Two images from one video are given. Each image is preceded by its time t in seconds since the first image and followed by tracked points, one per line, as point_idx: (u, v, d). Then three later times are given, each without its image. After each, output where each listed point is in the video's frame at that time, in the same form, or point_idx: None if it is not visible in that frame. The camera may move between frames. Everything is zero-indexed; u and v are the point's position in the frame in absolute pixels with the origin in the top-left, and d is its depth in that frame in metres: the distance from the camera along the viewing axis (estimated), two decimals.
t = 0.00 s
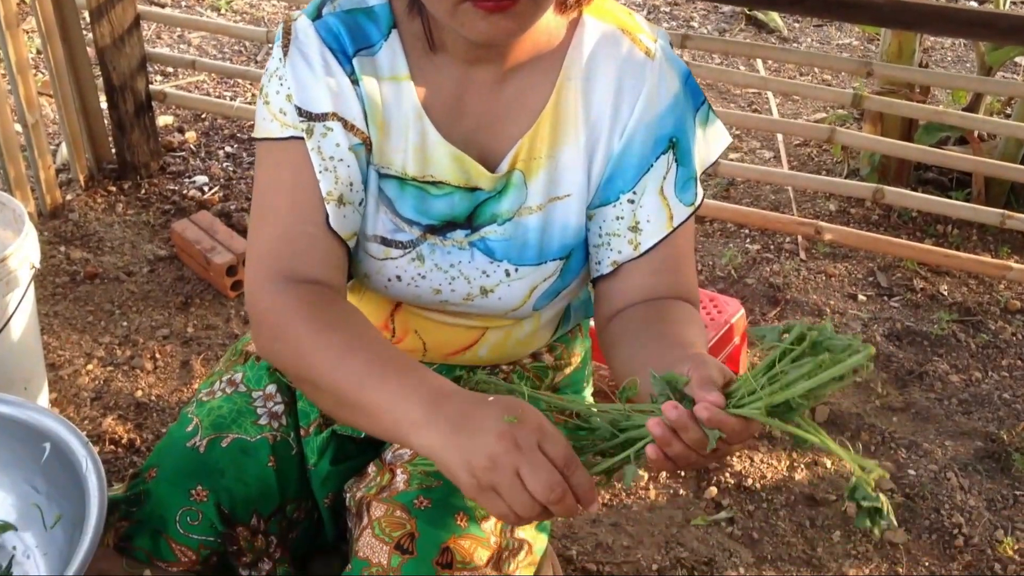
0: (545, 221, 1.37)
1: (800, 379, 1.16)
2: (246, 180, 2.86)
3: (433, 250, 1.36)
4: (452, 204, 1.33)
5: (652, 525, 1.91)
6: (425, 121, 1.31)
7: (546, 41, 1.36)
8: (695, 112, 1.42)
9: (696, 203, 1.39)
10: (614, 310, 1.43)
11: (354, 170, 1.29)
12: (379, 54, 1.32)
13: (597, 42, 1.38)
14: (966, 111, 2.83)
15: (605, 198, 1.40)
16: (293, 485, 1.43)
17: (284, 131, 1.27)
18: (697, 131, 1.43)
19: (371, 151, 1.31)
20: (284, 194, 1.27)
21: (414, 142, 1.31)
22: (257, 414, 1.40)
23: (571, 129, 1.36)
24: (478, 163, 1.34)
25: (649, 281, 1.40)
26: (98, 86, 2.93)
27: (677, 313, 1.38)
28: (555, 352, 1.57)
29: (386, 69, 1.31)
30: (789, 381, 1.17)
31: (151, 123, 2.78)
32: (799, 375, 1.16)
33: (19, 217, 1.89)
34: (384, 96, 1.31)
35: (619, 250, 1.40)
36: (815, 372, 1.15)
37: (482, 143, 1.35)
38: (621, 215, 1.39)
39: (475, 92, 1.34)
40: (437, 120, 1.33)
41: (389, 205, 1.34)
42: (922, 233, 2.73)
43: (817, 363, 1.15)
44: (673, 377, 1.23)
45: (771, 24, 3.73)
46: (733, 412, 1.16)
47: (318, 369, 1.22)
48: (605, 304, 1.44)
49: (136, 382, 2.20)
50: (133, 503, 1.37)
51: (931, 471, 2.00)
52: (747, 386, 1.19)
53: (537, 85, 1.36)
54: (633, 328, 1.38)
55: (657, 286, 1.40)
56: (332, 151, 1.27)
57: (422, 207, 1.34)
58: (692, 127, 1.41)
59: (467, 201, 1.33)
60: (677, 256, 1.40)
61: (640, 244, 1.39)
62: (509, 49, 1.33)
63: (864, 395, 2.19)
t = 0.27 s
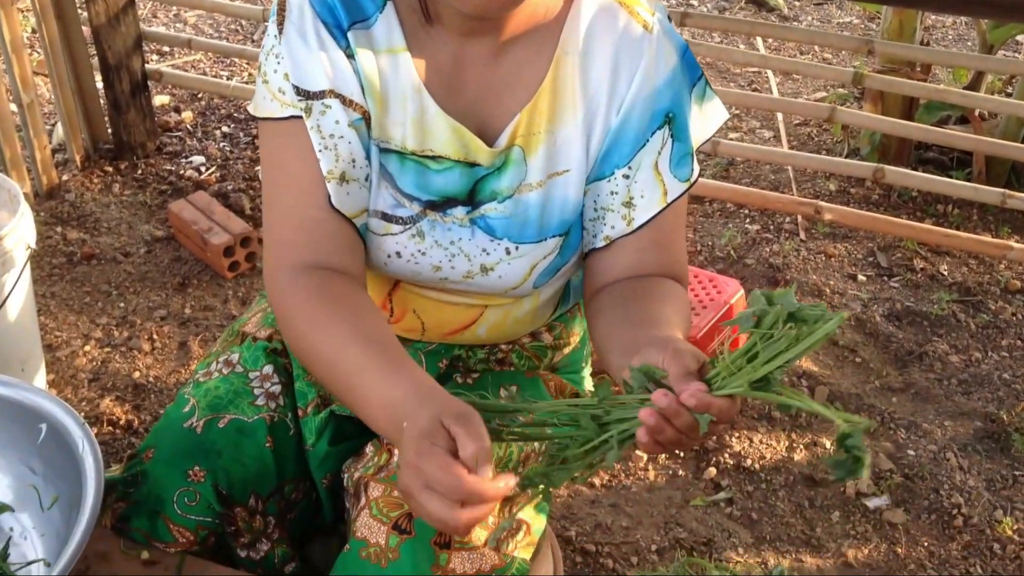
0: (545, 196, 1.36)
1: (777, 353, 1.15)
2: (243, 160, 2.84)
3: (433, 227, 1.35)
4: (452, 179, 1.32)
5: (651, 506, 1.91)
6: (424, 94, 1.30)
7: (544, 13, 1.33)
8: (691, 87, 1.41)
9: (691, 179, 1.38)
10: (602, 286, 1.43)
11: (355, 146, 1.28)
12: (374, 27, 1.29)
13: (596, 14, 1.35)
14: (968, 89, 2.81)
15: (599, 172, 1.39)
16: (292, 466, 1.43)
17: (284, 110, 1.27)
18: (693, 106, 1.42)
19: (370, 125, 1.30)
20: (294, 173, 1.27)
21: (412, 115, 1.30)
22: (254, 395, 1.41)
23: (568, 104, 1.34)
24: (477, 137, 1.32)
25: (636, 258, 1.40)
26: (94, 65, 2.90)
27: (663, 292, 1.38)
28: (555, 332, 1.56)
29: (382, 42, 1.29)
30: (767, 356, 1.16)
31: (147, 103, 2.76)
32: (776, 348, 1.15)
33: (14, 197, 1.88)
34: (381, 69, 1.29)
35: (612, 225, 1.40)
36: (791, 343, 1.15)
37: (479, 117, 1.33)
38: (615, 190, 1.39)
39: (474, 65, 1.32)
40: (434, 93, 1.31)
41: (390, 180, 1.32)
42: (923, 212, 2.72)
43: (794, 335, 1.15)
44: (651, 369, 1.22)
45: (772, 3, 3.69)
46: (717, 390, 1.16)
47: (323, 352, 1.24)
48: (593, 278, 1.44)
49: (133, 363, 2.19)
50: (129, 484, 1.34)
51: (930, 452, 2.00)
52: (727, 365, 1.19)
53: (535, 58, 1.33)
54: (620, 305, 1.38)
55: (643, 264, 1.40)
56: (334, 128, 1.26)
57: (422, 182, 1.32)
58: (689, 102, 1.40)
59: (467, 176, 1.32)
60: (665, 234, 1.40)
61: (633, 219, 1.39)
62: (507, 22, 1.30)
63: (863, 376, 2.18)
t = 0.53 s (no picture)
0: (542, 177, 1.35)
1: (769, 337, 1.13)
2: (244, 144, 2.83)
3: (427, 208, 1.33)
4: (447, 159, 1.31)
5: (653, 491, 1.91)
6: (418, 75, 1.28)
7: None
8: (693, 68, 1.38)
9: (696, 160, 1.36)
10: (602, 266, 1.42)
11: (342, 126, 1.26)
12: (370, 7, 1.29)
13: None
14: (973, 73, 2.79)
15: (603, 155, 1.38)
16: (293, 452, 1.43)
17: (273, 86, 1.24)
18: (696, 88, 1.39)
19: (360, 106, 1.28)
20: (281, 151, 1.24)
21: (405, 95, 1.29)
22: (255, 379, 1.40)
23: (566, 84, 1.33)
24: (472, 117, 1.31)
25: (637, 239, 1.39)
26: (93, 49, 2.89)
27: (661, 270, 1.37)
28: (555, 316, 1.55)
29: (377, 22, 1.29)
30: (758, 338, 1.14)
31: (147, 87, 2.74)
32: (768, 332, 1.13)
33: (14, 180, 1.87)
34: (376, 49, 1.28)
35: (617, 208, 1.39)
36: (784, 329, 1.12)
37: (479, 97, 1.32)
38: (619, 173, 1.38)
39: (472, 44, 1.31)
40: (430, 74, 1.30)
41: (383, 161, 1.31)
42: (926, 197, 2.70)
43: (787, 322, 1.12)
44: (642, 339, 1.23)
45: None
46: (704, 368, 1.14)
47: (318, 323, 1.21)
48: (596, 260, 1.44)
49: (134, 348, 2.19)
50: (129, 469, 1.32)
51: (933, 437, 2.00)
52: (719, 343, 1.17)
53: (533, 38, 1.32)
54: (617, 282, 1.37)
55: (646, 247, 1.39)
56: (321, 108, 1.24)
57: (416, 163, 1.31)
58: (691, 83, 1.38)
59: (462, 156, 1.31)
60: (669, 216, 1.39)
61: (638, 202, 1.38)
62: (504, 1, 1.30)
63: (866, 361, 2.17)
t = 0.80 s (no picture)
0: (542, 162, 1.34)
1: (774, 315, 1.14)
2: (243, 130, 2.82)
3: (427, 194, 1.33)
4: (446, 145, 1.30)
5: (654, 478, 1.90)
6: (416, 61, 1.27)
7: None
8: (694, 50, 1.38)
9: (698, 144, 1.36)
10: (606, 252, 1.42)
11: (340, 112, 1.25)
12: None
13: None
14: (975, 58, 2.77)
15: (604, 139, 1.37)
16: (293, 438, 1.43)
17: (269, 73, 1.22)
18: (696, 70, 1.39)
19: (358, 91, 1.27)
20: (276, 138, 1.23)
21: (404, 81, 1.27)
22: (254, 365, 1.40)
23: (566, 68, 1.32)
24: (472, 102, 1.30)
25: (641, 224, 1.39)
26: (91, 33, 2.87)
27: (666, 254, 1.36)
28: (555, 302, 1.55)
29: (375, 7, 1.26)
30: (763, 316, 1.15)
31: (146, 72, 2.73)
32: (773, 310, 1.14)
33: (12, 165, 1.86)
34: (374, 34, 1.26)
35: (619, 193, 1.38)
36: (789, 308, 1.13)
37: (479, 82, 1.31)
38: (621, 157, 1.37)
39: (471, 29, 1.30)
40: (429, 60, 1.29)
41: (382, 147, 1.30)
42: (928, 183, 2.69)
43: (793, 301, 1.13)
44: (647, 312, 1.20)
45: None
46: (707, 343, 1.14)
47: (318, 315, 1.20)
48: (597, 245, 1.43)
49: (134, 334, 2.19)
50: (129, 455, 1.30)
51: (934, 424, 2.00)
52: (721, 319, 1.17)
53: (534, 22, 1.31)
54: (622, 266, 1.37)
55: (650, 233, 1.39)
56: (319, 95, 1.23)
57: (415, 149, 1.30)
58: (692, 66, 1.37)
59: (462, 142, 1.30)
60: (671, 201, 1.38)
61: (642, 186, 1.37)
62: None
63: (867, 348, 2.17)
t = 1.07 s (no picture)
0: (541, 158, 1.34)
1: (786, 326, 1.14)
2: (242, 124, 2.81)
3: (427, 190, 1.32)
4: (445, 142, 1.30)
5: (653, 473, 1.90)
6: (415, 56, 1.26)
7: None
8: (693, 45, 1.38)
9: (697, 139, 1.36)
10: (606, 249, 1.41)
11: (340, 108, 1.24)
12: None
13: None
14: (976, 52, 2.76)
15: (603, 135, 1.37)
16: (292, 433, 1.43)
17: (268, 68, 1.21)
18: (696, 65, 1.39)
19: (358, 87, 1.26)
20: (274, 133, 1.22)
21: (403, 76, 1.27)
22: (253, 360, 1.40)
23: (565, 63, 1.31)
24: (471, 99, 1.29)
25: (642, 220, 1.39)
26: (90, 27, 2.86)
27: (666, 251, 1.36)
28: (555, 298, 1.55)
29: (374, 2, 1.26)
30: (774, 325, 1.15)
31: (144, 66, 2.72)
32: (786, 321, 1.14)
33: (10, 160, 1.85)
34: (373, 30, 1.25)
35: (618, 189, 1.38)
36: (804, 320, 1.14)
37: (478, 77, 1.30)
38: (620, 153, 1.36)
39: (470, 24, 1.28)
40: (428, 55, 1.28)
41: (381, 144, 1.29)
42: (928, 177, 2.68)
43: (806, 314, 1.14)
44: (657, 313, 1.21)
45: None
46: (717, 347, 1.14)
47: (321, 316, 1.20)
48: (597, 242, 1.43)
49: (133, 329, 2.18)
50: (128, 451, 1.30)
51: (934, 419, 1.99)
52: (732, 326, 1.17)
53: (533, 17, 1.30)
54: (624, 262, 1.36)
55: (649, 229, 1.38)
56: (319, 90, 1.22)
57: (414, 145, 1.29)
58: (691, 60, 1.37)
59: (461, 138, 1.30)
60: (670, 196, 1.38)
61: (640, 182, 1.37)
62: None
63: (867, 343, 2.17)
